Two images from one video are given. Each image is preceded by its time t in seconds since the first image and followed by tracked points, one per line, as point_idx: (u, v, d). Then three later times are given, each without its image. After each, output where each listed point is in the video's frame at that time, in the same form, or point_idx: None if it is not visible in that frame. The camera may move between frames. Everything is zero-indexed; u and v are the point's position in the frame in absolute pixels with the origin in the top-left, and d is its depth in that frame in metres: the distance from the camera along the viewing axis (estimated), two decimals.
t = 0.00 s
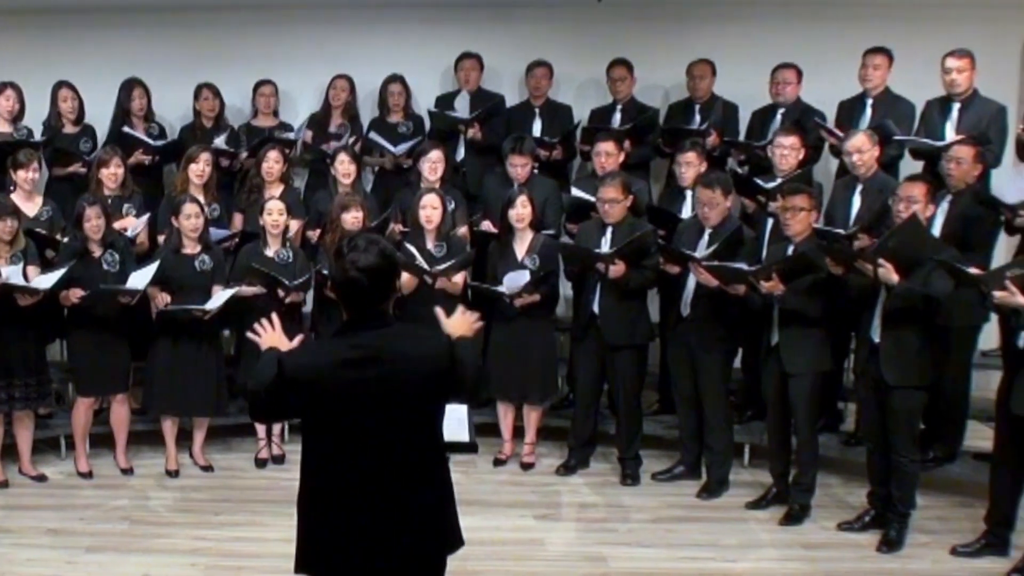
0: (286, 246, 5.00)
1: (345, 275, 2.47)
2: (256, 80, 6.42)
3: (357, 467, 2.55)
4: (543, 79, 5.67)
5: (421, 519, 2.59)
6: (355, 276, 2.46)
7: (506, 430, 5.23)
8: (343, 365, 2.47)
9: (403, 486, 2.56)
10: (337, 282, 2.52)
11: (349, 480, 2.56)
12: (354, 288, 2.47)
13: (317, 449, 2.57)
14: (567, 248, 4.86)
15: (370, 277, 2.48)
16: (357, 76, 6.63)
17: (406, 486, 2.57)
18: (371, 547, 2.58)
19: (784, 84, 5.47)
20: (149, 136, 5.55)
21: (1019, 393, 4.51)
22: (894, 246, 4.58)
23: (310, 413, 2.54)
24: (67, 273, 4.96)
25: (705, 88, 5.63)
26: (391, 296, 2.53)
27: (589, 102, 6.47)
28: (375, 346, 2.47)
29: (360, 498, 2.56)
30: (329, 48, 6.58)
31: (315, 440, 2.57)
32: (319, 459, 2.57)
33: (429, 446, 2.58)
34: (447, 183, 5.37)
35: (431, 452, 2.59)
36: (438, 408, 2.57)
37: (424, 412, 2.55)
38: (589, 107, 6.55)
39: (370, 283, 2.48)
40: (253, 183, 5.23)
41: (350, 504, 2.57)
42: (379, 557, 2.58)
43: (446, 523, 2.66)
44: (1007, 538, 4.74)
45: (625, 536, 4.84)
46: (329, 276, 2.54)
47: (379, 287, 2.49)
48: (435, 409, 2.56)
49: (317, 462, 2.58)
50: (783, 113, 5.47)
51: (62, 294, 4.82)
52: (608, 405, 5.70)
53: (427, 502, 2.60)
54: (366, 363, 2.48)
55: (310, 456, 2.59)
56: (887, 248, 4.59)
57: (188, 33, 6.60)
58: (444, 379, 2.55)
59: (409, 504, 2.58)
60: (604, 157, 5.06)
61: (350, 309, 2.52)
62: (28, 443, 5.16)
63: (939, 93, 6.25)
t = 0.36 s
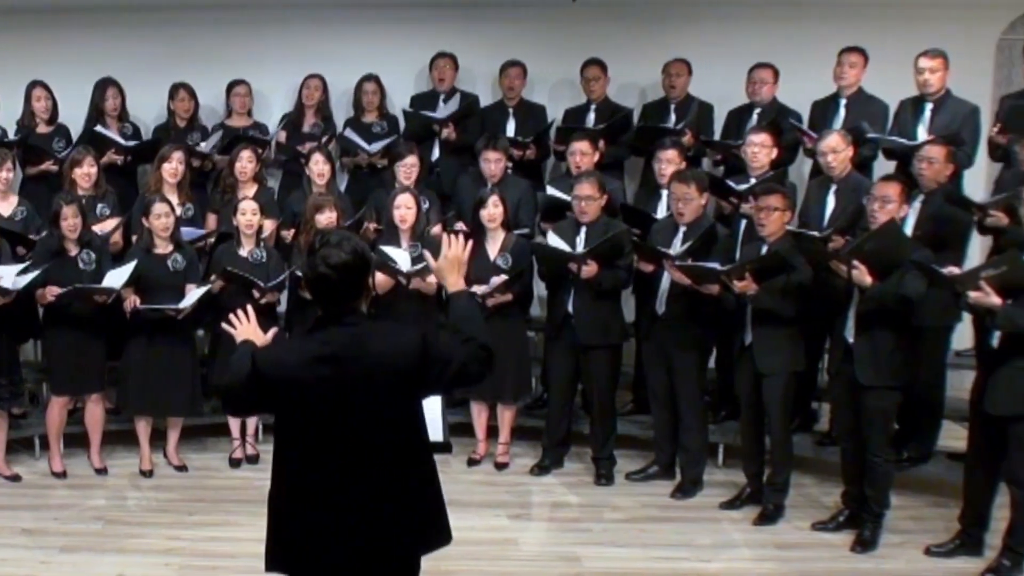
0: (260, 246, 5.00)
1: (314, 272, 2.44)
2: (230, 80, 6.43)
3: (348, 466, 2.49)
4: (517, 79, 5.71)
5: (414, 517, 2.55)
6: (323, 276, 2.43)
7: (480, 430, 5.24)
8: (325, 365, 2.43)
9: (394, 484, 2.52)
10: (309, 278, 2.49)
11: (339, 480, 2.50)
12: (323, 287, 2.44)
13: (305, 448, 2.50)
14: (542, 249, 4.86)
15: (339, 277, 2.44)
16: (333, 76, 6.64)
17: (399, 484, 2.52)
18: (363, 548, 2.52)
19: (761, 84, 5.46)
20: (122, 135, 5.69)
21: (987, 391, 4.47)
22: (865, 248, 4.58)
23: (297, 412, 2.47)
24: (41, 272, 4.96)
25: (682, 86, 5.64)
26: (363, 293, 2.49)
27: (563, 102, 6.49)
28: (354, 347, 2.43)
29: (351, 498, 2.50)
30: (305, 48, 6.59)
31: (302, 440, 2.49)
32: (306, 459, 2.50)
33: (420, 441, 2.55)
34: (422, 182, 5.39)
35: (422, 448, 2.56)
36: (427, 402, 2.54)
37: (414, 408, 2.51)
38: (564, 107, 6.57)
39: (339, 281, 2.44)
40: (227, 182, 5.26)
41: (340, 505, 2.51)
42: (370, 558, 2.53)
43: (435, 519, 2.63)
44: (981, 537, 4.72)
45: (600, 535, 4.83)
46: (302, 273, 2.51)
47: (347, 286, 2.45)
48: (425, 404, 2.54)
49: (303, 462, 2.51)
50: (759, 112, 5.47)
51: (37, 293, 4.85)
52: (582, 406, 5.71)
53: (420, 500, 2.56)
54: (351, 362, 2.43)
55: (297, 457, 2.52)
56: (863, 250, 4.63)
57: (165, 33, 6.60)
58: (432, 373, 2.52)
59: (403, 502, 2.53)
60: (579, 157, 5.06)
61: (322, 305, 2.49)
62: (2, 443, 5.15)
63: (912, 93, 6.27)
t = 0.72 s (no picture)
0: (232, 247, 5.02)
1: (295, 267, 2.46)
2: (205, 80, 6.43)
3: (342, 466, 2.53)
4: (491, 79, 5.76)
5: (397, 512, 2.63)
6: (305, 271, 2.45)
7: (454, 430, 5.24)
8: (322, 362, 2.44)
9: (382, 482, 2.58)
10: (290, 276, 2.51)
11: (333, 480, 2.53)
12: (304, 283, 2.46)
13: (300, 449, 2.51)
14: (517, 249, 4.86)
15: (321, 272, 2.46)
16: (311, 76, 6.64)
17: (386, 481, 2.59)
18: (355, 545, 2.57)
19: (736, 85, 5.48)
20: (93, 135, 5.72)
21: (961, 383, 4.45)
22: (839, 249, 4.55)
23: (292, 412, 2.48)
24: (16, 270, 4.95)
25: (657, 86, 5.69)
26: (344, 291, 2.51)
27: (538, 102, 6.51)
28: (341, 346, 2.46)
29: (344, 497, 2.55)
30: (282, 48, 6.59)
31: (298, 441, 2.51)
32: (301, 458, 2.52)
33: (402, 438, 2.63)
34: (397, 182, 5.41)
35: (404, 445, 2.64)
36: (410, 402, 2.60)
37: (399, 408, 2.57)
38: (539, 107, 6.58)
39: (320, 278, 2.46)
40: (200, 182, 5.30)
41: (335, 503, 2.55)
42: (362, 556, 2.58)
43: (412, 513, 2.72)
44: (955, 537, 4.70)
45: (574, 536, 4.83)
46: (282, 266, 2.52)
47: (329, 281, 2.47)
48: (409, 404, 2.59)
49: (298, 462, 2.52)
50: (735, 113, 5.48)
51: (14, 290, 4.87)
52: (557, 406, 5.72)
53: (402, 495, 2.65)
54: (348, 361, 2.46)
55: (289, 458, 2.53)
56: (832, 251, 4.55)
57: (143, 33, 6.60)
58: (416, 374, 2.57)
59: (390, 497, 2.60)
60: (552, 157, 5.09)
61: (303, 302, 2.51)
62: None
63: (885, 93, 6.29)
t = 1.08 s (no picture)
0: (205, 246, 5.03)
1: (280, 263, 2.47)
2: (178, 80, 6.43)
3: (340, 463, 2.62)
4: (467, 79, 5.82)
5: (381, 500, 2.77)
6: (291, 266, 2.46)
7: (428, 430, 5.24)
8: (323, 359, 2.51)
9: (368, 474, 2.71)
10: (271, 270, 2.52)
11: (334, 477, 2.62)
12: (288, 277, 2.48)
13: (304, 452, 2.57)
14: (491, 248, 4.86)
15: (305, 268, 2.49)
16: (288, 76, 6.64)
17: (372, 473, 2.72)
18: (355, 539, 2.69)
19: (710, 90, 5.49)
20: (68, 135, 5.76)
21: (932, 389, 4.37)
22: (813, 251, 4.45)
23: (297, 414, 2.52)
24: None
25: (633, 88, 5.74)
26: (324, 285, 2.54)
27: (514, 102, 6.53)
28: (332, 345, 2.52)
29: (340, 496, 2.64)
30: (260, 47, 6.59)
31: (303, 442, 2.56)
32: (303, 461, 2.58)
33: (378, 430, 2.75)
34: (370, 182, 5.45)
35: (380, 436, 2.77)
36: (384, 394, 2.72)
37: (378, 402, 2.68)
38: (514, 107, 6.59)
39: (304, 272, 2.49)
40: (173, 183, 5.33)
41: (333, 503, 2.63)
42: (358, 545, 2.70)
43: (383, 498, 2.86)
44: (929, 536, 4.70)
45: (549, 535, 4.82)
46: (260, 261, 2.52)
47: (312, 276, 2.50)
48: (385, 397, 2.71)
49: (302, 463, 2.57)
50: (709, 116, 5.50)
51: None
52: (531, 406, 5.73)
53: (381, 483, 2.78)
54: (341, 361, 2.54)
55: (292, 459, 2.58)
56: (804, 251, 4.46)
57: (120, 32, 6.59)
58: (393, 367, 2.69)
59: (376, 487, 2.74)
60: (524, 157, 5.10)
61: (282, 296, 2.53)
62: None
63: (859, 94, 6.34)
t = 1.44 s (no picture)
0: (178, 246, 5.04)
1: (258, 261, 2.47)
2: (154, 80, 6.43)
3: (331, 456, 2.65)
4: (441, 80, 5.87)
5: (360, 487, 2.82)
6: (269, 265, 2.46)
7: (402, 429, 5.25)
8: (308, 360, 2.51)
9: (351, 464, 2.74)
10: (247, 269, 2.52)
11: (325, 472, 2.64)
12: (266, 278, 2.48)
13: (297, 453, 2.58)
14: (465, 248, 4.88)
15: (283, 267, 2.49)
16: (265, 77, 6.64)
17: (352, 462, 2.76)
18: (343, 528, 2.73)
19: (683, 92, 5.55)
20: (42, 135, 5.84)
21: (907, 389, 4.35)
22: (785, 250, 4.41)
23: (289, 414, 2.53)
24: None
25: (606, 89, 5.79)
26: (298, 288, 2.55)
27: (488, 102, 6.55)
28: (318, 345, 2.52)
29: (333, 490, 2.68)
30: (237, 48, 6.60)
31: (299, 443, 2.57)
32: (296, 460, 2.59)
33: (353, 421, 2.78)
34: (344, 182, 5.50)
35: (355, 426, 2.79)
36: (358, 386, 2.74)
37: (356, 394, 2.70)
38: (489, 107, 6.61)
39: (282, 273, 2.49)
40: (145, 184, 5.38)
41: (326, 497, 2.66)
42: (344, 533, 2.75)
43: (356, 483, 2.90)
44: (903, 536, 4.68)
45: (523, 536, 4.82)
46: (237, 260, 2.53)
47: (290, 277, 2.51)
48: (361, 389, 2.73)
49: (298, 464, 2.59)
50: (682, 119, 5.55)
51: None
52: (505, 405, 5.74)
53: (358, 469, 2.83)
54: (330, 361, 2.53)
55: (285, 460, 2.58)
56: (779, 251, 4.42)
57: (97, 33, 6.59)
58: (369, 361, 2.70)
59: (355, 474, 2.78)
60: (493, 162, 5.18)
61: (257, 297, 2.52)
62: None
63: (832, 94, 6.38)
